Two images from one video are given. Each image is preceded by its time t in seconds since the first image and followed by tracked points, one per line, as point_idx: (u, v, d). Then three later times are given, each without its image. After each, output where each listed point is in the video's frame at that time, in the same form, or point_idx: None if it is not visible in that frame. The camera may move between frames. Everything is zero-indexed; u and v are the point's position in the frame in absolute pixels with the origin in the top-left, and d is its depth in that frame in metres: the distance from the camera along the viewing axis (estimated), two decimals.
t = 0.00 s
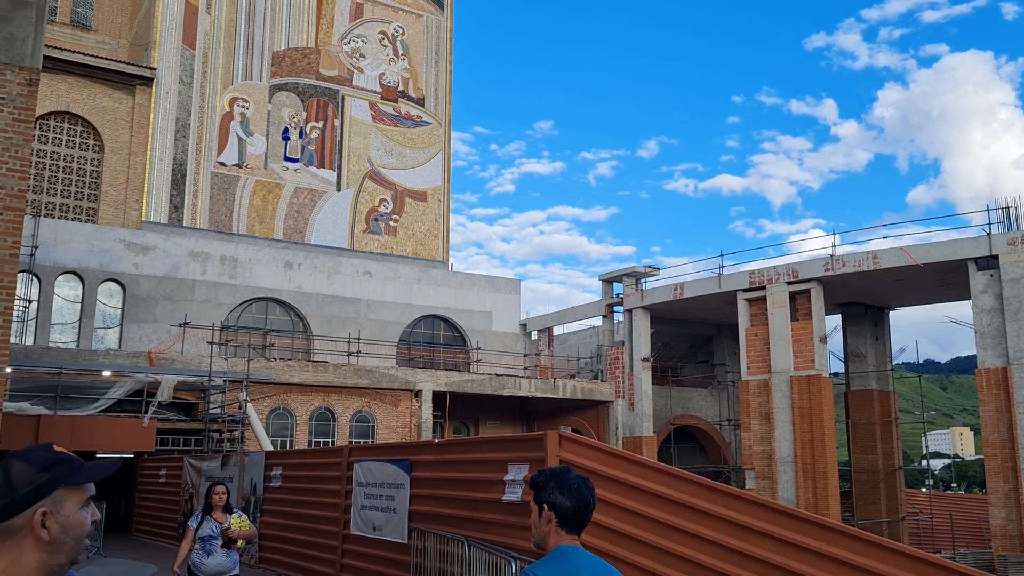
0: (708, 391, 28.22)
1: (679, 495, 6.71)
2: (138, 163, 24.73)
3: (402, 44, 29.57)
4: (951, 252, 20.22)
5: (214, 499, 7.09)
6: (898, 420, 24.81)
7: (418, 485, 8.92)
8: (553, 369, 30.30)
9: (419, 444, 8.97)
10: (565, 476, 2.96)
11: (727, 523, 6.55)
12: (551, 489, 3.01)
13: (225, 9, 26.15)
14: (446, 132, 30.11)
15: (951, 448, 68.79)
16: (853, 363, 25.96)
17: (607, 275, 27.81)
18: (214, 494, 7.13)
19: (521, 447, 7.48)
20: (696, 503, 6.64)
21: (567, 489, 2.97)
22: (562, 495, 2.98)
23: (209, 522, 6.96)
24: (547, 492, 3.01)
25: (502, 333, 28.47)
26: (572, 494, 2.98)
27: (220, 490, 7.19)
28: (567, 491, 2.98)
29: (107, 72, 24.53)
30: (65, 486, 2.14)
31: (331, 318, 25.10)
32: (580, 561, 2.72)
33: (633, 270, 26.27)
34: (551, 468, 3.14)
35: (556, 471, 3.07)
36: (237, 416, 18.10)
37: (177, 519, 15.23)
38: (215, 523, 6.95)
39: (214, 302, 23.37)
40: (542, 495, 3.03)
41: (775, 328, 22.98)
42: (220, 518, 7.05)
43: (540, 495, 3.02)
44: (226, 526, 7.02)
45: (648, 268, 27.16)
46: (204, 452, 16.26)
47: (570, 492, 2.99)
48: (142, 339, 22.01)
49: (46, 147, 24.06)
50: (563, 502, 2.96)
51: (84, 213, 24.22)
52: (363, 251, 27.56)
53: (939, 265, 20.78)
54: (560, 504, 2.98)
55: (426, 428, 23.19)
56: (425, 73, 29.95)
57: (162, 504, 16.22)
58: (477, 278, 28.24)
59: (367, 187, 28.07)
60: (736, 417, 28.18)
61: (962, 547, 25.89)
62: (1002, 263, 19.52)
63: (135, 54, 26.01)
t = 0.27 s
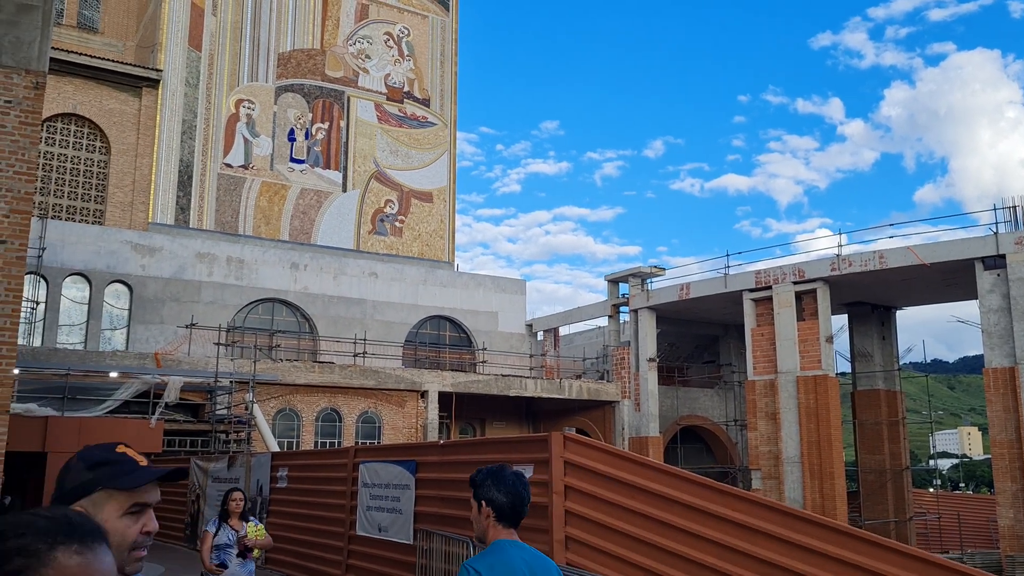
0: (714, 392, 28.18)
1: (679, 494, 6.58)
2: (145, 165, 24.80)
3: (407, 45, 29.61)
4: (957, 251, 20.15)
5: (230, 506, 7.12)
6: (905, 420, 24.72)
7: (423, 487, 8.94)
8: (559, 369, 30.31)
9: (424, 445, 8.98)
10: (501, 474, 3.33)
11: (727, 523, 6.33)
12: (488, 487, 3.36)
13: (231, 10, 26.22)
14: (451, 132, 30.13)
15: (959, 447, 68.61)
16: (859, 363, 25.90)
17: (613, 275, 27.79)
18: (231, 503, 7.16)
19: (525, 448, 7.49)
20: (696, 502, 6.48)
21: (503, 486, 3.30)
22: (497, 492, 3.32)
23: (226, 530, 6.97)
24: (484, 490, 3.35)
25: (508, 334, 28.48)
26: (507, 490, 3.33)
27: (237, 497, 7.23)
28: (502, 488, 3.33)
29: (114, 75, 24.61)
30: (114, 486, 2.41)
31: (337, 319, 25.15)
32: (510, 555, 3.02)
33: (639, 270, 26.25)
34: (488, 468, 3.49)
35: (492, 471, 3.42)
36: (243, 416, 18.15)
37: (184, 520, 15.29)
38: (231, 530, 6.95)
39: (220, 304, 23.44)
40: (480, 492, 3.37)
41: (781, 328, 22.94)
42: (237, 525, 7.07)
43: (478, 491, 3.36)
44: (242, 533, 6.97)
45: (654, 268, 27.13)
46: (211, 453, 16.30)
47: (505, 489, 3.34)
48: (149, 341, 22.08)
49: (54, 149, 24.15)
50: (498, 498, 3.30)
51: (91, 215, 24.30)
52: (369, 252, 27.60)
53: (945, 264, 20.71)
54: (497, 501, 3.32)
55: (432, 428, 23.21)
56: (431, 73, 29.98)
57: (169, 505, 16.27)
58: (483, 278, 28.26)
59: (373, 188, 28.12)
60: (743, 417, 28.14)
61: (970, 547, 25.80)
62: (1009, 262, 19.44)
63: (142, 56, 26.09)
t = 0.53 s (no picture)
0: (718, 392, 28.17)
1: (681, 495, 6.59)
2: (149, 166, 24.86)
3: (411, 47, 29.64)
4: (962, 252, 20.12)
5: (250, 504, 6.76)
6: (910, 420, 24.68)
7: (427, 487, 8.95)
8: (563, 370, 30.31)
9: (429, 446, 8.99)
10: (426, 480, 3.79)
11: (729, 524, 6.34)
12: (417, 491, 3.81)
13: (235, 12, 26.27)
14: (455, 133, 30.14)
15: (964, 448, 68.45)
16: (864, 363, 25.86)
17: (617, 275, 27.79)
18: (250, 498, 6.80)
19: (529, 449, 7.49)
20: (698, 503, 6.49)
21: (427, 492, 3.57)
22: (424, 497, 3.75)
23: (245, 527, 6.64)
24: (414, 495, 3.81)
25: (512, 334, 28.49)
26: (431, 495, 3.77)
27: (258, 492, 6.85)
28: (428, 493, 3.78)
29: (118, 76, 24.68)
30: (164, 493, 2.77)
31: (341, 320, 25.17)
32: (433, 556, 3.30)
33: (643, 271, 26.24)
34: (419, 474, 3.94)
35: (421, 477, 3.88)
36: (248, 417, 18.21)
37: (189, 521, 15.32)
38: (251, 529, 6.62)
39: (225, 305, 23.48)
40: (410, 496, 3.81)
41: (785, 328, 22.91)
42: (257, 524, 6.74)
43: (404, 495, 3.62)
44: (259, 533, 6.69)
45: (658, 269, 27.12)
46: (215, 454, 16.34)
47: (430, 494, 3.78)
48: (154, 342, 22.13)
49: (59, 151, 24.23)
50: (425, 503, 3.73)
51: (96, 216, 24.37)
52: (373, 253, 27.62)
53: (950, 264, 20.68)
54: (420, 503, 3.59)
55: (436, 429, 23.23)
56: (434, 74, 30.01)
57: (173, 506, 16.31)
58: (487, 279, 28.27)
59: (377, 189, 28.15)
60: (747, 417, 28.11)
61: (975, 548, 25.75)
62: (1014, 262, 19.40)
63: (146, 58, 26.15)
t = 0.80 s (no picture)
0: (720, 391, 28.16)
1: (682, 494, 6.59)
2: (151, 165, 24.88)
3: (412, 45, 29.64)
4: (964, 250, 20.11)
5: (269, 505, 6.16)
6: (911, 419, 24.67)
7: (428, 486, 8.97)
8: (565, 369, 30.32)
9: (430, 445, 9.00)
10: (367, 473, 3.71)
11: (730, 522, 6.34)
12: (355, 482, 3.71)
13: (237, 11, 26.29)
14: (457, 132, 30.14)
15: (967, 447, 68.41)
16: (866, 362, 25.85)
17: (618, 274, 27.80)
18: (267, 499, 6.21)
19: (530, 447, 7.50)
20: (698, 501, 6.50)
21: (364, 483, 3.64)
22: (361, 487, 3.66)
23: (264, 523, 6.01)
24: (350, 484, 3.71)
25: (514, 333, 28.50)
26: (369, 488, 3.67)
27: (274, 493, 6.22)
28: (365, 485, 3.68)
29: (121, 75, 24.71)
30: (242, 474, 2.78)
31: (343, 318, 25.20)
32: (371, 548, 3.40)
33: (644, 270, 26.23)
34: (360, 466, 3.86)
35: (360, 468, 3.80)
36: (249, 416, 18.25)
37: (190, 518, 15.36)
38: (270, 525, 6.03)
39: (227, 303, 23.50)
40: (348, 486, 3.72)
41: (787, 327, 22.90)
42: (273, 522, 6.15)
43: (344, 487, 3.71)
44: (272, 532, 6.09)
45: (660, 268, 27.12)
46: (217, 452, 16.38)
47: (369, 486, 3.69)
48: (156, 340, 22.17)
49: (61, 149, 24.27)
50: (361, 493, 3.64)
51: (98, 215, 24.41)
52: (375, 251, 27.63)
53: (952, 263, 20.67)
54: (360, 495, 3.66)
55: (437, 428, 23.26)
56: (436, 73, 30.02)
57: (175, 505, 16.34)
58: (488, 278, 28.28)
59: (378, 188, 28.16)
60: (749, 416, 28.10)
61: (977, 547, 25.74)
62: (1016, 261, 19.39)
63: (148, 57, 26.18)
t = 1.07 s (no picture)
0: (722, 390, 28.10)
1: (682, 494, 6.55)
2: (152, 164, 24.87)
3: (414, 44, 29.60)
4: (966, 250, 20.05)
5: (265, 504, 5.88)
6: (914, 419, 24.61)
7: (428, 486, 8.93)
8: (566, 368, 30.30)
9: (430, 445, 8.97)
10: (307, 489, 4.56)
11: (729, 523, 6.30)
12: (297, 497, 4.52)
13: (238, 10, 26.27)
14: (458, 131, 30.10)
15: (969, 446, 68.35)
16: (868, 362, 25.79)
17: (620, 274, 27.75)
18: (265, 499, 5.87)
19: (529, 448, 7.47)
20: (698, 502, 6.46)
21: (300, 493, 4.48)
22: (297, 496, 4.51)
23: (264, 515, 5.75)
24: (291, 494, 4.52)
25: (515, 333, 28.47)
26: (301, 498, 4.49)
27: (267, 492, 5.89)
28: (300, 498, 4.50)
29: (122, 75, 24.71)
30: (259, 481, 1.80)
31: (344, 318, 25.18)
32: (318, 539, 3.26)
33: (646, 269, 26.19)
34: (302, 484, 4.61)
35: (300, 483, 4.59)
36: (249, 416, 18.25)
37: (191, 518, 15.35)
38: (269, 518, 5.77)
39: (228, 303, 23.49)
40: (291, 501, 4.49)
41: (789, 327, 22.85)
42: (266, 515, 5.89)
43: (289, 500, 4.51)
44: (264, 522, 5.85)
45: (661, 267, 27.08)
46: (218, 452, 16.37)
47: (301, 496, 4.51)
48: (157, 339, 22.17)
49: (63, 148, 24.27)
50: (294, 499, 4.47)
51: (100, 214, 24.40)
52: (376, 251, 27.60)
53: (954, 263, 20.61)
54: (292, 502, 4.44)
55: (438, 428, 23.25)
56: (438, 72, 29.98)
57: (175, 504, 16.33)
58: (490, 278, 28.24)
59: (380, 187, 28.14)
60: (751, 416, 28.05)
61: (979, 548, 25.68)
62: (1019, 260, 19.32)
63: (150, 56, 26.17)
